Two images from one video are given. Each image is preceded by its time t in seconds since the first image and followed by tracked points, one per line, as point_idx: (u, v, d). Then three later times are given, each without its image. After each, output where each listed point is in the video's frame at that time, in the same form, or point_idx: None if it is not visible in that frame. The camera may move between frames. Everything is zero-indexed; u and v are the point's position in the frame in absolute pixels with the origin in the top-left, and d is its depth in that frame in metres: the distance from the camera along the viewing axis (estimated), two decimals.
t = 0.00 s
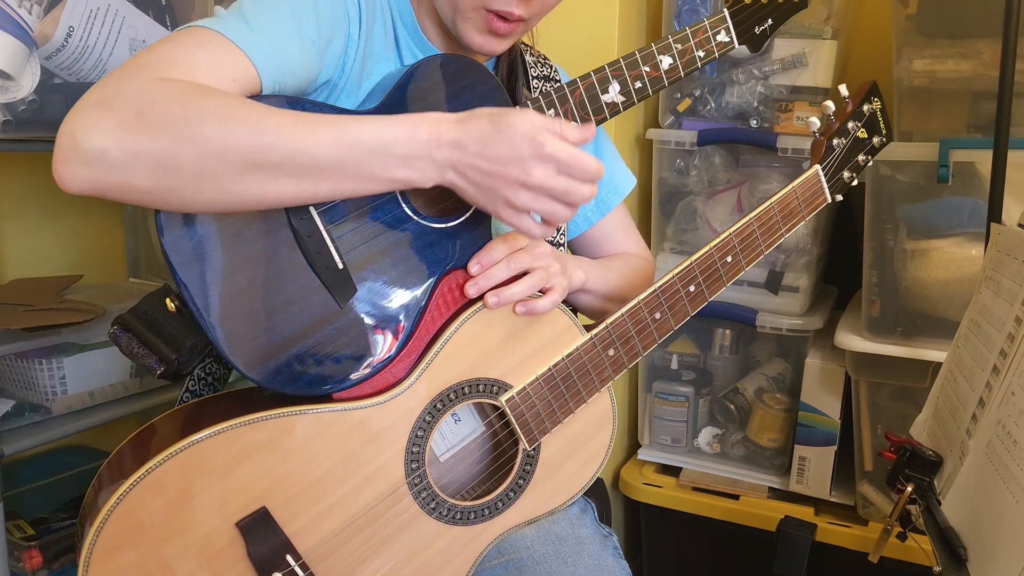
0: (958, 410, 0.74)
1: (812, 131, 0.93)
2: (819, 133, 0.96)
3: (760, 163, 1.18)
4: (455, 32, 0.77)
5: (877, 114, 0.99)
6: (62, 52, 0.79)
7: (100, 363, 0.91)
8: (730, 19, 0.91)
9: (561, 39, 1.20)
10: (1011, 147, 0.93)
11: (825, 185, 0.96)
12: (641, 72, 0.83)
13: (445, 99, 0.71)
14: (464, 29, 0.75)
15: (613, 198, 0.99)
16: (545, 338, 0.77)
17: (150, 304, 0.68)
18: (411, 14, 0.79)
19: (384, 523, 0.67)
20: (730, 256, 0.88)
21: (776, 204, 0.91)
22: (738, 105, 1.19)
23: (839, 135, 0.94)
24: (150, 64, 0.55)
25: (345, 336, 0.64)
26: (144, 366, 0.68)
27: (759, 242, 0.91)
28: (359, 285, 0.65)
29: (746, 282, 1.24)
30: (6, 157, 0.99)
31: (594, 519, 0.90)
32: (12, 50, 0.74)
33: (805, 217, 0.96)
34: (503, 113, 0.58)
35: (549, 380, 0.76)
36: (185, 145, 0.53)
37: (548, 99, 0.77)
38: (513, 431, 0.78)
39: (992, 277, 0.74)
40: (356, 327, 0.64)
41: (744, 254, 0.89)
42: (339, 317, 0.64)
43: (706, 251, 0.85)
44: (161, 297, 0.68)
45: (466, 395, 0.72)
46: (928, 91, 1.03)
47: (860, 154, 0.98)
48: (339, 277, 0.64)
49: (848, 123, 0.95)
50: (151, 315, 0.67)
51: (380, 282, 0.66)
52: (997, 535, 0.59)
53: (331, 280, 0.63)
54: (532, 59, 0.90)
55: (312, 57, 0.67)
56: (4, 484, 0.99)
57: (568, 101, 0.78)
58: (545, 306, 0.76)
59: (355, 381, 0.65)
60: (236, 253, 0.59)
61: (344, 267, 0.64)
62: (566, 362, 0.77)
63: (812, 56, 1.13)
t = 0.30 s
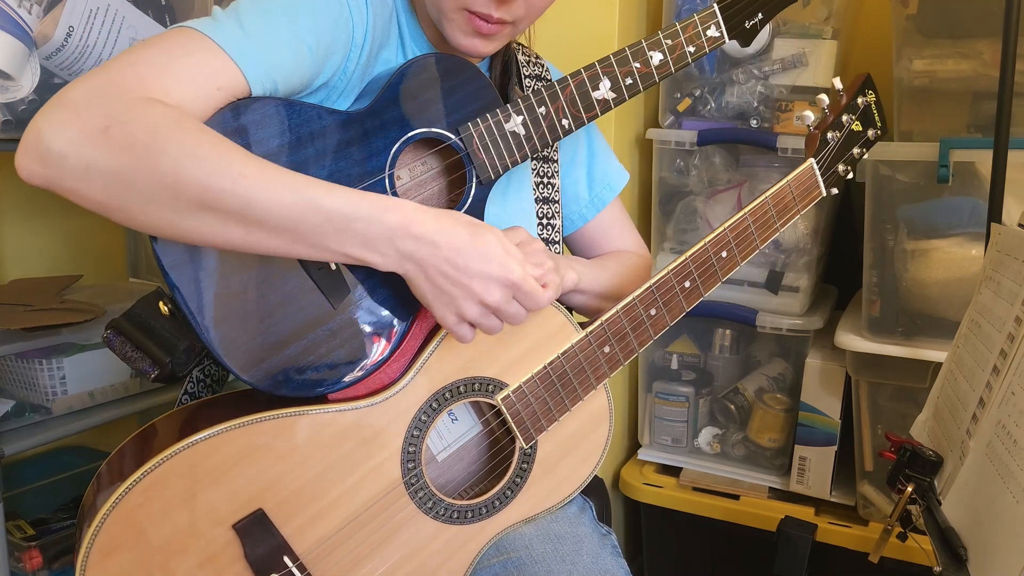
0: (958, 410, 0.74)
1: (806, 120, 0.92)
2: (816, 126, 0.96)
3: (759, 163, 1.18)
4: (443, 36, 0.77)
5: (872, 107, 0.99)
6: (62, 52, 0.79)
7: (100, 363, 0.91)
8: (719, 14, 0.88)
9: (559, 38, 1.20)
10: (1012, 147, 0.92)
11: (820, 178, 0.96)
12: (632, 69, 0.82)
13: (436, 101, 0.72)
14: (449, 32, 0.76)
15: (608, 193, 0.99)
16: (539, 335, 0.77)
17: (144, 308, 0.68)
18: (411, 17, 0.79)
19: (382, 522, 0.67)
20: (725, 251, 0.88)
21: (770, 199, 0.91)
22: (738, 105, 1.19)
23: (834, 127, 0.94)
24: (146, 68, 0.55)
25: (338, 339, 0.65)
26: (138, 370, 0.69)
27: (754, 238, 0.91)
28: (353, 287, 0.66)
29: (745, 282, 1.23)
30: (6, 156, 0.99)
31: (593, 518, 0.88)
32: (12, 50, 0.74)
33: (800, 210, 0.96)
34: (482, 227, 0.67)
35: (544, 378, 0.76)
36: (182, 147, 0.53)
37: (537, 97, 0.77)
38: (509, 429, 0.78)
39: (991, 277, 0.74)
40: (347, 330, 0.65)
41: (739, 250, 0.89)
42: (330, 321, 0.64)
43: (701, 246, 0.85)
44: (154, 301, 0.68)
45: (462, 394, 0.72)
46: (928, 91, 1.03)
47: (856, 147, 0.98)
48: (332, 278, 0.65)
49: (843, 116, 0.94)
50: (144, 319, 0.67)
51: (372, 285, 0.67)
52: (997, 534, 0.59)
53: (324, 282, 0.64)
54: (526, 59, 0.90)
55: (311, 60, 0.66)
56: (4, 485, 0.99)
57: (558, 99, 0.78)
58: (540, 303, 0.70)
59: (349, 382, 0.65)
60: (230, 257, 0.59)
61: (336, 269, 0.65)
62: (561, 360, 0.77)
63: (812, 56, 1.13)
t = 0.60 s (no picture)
0: (958, 410, 0.74)
1: (805, 122, 0.91)
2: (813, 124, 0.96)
3: (760, 164, 1.18)
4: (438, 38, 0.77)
5: (867, 106, 0.98)
6: (62, 52, 0.79)
7: (100, 363, 0.91)
8: (712, 15, 0.88)
9: (559, 38, 1.20)
10: (1012, 147, 0.92)
11: (819, 177, 0.96)
12: (627, 68, 0.82)
13: (435, 100, 0.72)
14: (444, 35, 0.76)
15: (609, 193, 0.99)
16: (539, 333, 0.77)
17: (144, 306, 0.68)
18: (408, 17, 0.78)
19: (381, 521, 0.67)
20: (723, 249, 0.88)
21: (768, 196, 0.91)
22: (738, 105, 1.19)
23: (831, 127, 0.94)
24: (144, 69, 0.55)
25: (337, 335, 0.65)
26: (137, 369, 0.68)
27: (752, 236, 0.91)
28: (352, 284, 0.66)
29: (745, 282, 1.23)
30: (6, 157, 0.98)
31: (593, 516, 0.88)
32: (12, 51, 0.74)
33: (798, 208, 0.96)
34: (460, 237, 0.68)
35: (544, 375, 0.76)
36: (182, 146, 0.53)
37: (535, 95, 0.77)
38: (508, 427, 0.78)
39: (991, 277, 0.74)
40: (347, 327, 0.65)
41: (737, 248, 0.89)
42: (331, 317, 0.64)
43: (700, 245, 0.85)
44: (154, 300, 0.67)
45: (461, 391, 0.72)
46: (928, 92, 1.03)
47: (852, 146, 0.98)
48: (332, 276, 0.65)
49: (840, 115, 0.94)
50: (145, 317, 0.67)
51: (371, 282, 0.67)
52: (997, 534, 0.59)
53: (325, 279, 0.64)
54: (525, 59, 0.90)
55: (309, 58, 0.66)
56: (5, 485, 0.99)
57: (555, 98, 0.78)
58: (538, 301, 0.75)
59: (349, 378, 0.65)
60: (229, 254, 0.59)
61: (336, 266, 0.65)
62: (560, 357, 0.77)
63: (812, 56, 1.13)
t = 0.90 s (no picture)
0: (959, 410, 0.73)
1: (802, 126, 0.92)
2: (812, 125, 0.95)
3: (760, 163, 1.18)
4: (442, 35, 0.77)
5: (866, 112, 0.98)
6: (61, 51, 0.79)
7: (99, 362, 0.91)
8: (715, 19, 0.88)
9: (560, 39, 1.20)
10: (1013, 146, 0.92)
11: (815, 182, 0.96)
12: (631, 70, 0.82)
13: (436, 97, 0.71)
14: (446, 34, 0.76)
15: (610, 194, 0.98)
16: (537, 332, 0.77)
17: (141, 296, 0.66)
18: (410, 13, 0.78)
19: (377, 519, 0.67)
20: (722, 250, 0.88)
21: (768, 199, 0.91)
22: (739, 105, 1.19)
23: (829, 131, 0.94)
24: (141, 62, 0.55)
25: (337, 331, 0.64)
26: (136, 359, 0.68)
27: (751, 237, 0.90)
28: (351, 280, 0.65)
29: (746, 282, 1.23)
30: (7, 157, 0.99)
31: (589, 517, 0.89)
32: (9, 50, 0.74)
33: (795, 213, 0.95)
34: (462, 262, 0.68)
35: (542, 374, 0.76)
36: (180, 139, 0.53)
37: (540, 95, 0.77)
38: (505, 426, 0.78)
39: (992, 277, 0.74)
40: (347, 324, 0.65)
41: (736, 250, 0.89)
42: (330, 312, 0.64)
43: (700, 246, 0.85)
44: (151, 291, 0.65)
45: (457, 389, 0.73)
46: (929, 92, 1.03)
47: (851, 150, 0.98)
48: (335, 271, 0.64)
49: (838, 120, 0.94)
50: (142, 308, 0.66)
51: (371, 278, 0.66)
52: (998, 534, 0.59)
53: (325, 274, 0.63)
54: (525, 58, 0.90)
55: (308, 54, 0.66)
56: (4, 485, 0.99)
57: (560, 98, 0.78)
58: (537, 300, 0.76)
59: (350, 374, 0.65)
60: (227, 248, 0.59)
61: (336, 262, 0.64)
62: (558, 357, 0.76)
63: (813, 56, 1.13)
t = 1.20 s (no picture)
0: (960, 410, 0.73)
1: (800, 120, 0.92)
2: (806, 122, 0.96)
3: (760, 163, 1.18)
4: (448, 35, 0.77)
5: (861, 105, 1.00)
6: (61, 52, 0.79)
7: (100, 362, 0.91)
8: (709, 13, 0.88)
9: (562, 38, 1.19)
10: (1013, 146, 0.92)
11: (814, 175, 0.96)
12: (626, 65, 0.82)
13: (435, 96, 0.71)
14: (453, 32, 0.76)
15: (615, 194, 0.98)
16: (538, 330, 0.78)
17: (146, 304, 0.67)
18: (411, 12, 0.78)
19: (382, 519, 0.67)
20: (721, 246, 0.88)
21: (765, 194, 0.90)
22: (739, 104, 1.19)
23: (825, 125, 0.94)
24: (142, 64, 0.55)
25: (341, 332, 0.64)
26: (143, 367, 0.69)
27: (750, 233, 0.90)
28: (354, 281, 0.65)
29: (747, 282, 1.23)
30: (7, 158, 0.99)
31: (593, 516, 0.89)
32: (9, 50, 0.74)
33: (793, 207, 0.95)
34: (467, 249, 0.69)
35: (544, 372, 0.75)
36: (184, 140, 0.54)
37: (536, 91, 0.77)
38: (509, 425, 0.77)
39: (992, 277, 0.73)
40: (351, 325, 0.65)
41: (734, 246, 0.89)
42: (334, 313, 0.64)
43: (698, 242, 0.85)
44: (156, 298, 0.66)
45: (464, 387, 0.73)
46: (929, 91, 1.03)
47: (846, 143, 0.99)
48: (336, 272, 0.64)
49: (832, 114, 0.95)
50: (147, 316, 0.67)
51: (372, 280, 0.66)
52: (998, 535, 0.59)
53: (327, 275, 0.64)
54: (532, 58, 0.90)
55: (305, 60, 0.66)
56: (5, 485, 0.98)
57: (556, 94, 0.78)
58: (539, 297, 0.76)
59: (355, 374, 0.65)
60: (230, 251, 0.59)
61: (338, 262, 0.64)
62: (560, 354, 0.76)
63: (812, 55, 1.12)
